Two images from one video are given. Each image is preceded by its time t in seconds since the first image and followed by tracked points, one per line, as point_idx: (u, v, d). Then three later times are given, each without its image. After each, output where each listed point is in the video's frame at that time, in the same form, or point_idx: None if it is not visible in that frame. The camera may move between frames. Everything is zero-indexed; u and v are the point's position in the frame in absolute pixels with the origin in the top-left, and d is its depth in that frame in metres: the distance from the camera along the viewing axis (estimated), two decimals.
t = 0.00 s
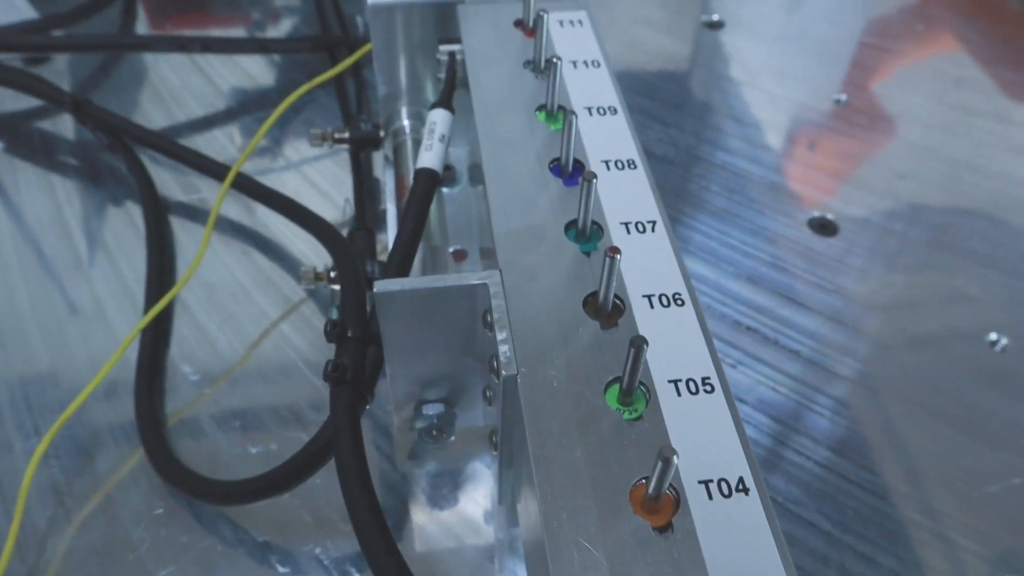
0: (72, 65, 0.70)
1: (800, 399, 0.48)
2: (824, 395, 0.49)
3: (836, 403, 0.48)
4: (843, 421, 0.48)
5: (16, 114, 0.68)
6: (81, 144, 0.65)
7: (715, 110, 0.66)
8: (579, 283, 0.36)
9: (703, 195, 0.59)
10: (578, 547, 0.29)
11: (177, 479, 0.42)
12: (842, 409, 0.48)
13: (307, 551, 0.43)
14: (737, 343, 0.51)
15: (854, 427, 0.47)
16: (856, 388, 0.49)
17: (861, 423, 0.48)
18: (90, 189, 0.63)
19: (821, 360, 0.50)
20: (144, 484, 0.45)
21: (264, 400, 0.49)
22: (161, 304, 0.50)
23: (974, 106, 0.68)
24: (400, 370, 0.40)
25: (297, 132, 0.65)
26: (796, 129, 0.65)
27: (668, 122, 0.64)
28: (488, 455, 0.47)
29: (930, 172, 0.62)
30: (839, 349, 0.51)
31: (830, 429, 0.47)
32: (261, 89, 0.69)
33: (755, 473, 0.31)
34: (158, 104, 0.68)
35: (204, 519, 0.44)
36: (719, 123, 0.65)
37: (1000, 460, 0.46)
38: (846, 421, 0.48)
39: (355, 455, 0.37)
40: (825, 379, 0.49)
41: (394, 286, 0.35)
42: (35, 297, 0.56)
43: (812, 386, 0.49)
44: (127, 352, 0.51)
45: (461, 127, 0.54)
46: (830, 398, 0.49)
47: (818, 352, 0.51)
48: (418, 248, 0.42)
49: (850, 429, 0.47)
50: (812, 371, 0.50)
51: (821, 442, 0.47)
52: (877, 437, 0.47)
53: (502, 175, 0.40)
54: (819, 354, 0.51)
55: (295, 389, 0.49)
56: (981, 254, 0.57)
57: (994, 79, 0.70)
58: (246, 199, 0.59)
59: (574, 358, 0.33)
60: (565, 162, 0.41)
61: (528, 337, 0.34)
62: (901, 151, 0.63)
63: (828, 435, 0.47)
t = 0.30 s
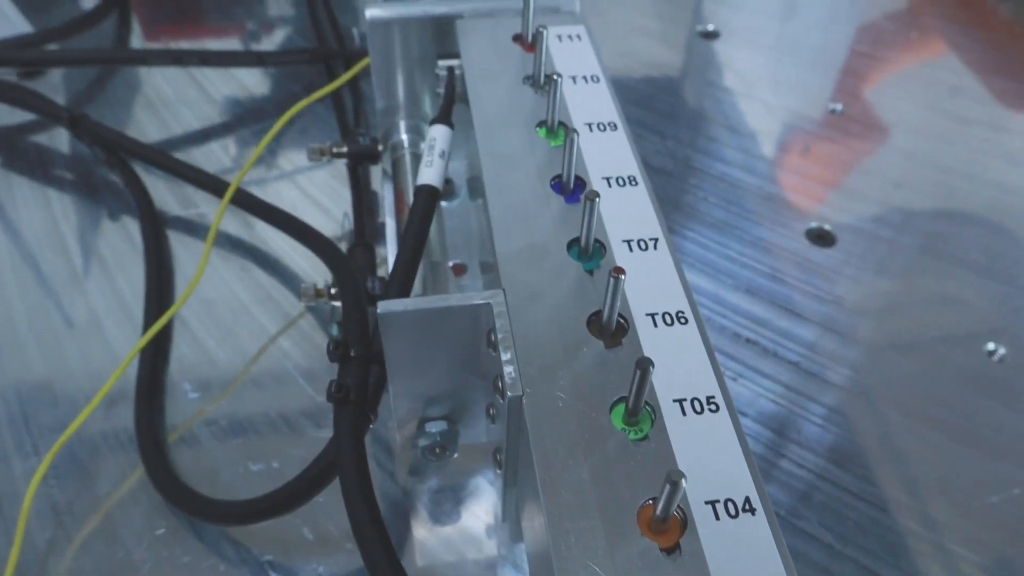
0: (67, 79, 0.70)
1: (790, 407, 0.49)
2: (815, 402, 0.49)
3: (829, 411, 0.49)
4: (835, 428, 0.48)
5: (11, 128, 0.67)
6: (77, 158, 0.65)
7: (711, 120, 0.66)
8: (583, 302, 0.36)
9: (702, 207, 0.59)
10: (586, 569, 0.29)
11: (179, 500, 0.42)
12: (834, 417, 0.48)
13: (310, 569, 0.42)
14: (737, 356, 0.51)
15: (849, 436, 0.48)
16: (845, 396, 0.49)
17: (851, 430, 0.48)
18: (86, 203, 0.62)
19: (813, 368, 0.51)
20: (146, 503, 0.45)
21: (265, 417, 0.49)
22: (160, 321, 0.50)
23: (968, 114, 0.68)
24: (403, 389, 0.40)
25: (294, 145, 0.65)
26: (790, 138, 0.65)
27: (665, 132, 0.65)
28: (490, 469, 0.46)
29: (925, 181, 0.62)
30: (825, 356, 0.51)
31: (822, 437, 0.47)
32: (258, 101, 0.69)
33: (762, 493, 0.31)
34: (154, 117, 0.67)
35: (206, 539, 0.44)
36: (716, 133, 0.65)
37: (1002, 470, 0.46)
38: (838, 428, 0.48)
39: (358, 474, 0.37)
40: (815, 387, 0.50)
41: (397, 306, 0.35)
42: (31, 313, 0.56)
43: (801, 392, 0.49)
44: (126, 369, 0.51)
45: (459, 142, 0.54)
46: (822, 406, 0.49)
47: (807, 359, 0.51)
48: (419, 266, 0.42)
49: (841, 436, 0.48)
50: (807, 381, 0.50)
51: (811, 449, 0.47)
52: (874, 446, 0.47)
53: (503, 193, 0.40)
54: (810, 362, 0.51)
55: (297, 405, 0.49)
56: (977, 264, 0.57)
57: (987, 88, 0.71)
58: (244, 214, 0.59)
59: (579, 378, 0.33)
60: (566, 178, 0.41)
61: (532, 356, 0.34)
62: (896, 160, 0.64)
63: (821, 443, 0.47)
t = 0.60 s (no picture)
0: (66, 88, 0.70)
1: (784, 410, 0.49)
2: (811, 406, 0.49)
3: (830, 417, 0.49)
4: (832, 432, 0.48)
5: (9, 138, 0.67)
6: (76, 168, 0.65)
7: (711, 125, 0.66)
8: (587, 314, 0.36)
9: (703, 214, 0.59)
10: None
11: (181, 514, 0.41)
12: (832, 421, 0.48)
13: None
14: (740, 364, 0.51)
15: (849, 442, 0.47)
16: (839, 399, 0.49)
17: (841, 432, 0.48)
18: (85, 213, 0.62)
19: (808, 371, 0.51)
20: (147, 517, 0.45)
21: (267, 429, 0.49)
22: (161, 333, 0.50)
23: (968, 118, 0.68)
24: (406, 402, 0.40)
25: (293, 153, 0.65)
26: (789, 143, 0.65)
27: (665, 139, 0.65)
28: (495, 479, 0.46)
29: (925, 186, 0.62)
30: (819, 361, 0.51)
31: (817, 440, 0.47)
32: (256, 110, 0.69)
33: (769, 507, 0.31)
34: (153, 126, 0.67)
35: (208, 552, 0.43)
36: (716, 138, 0.65)
37: (1007, 477, 0.46)
38: (835, 433, 0.48)
39: (361, 488, 0.37)
40: (810, 390, 0.50)
41: (400, 320, 0.35)
42: (31, 325, 0.56)
43: (797, 397, 0.49)
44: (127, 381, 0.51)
45: (460, 150, 0.54)
46: (819, 411, 0.49)
47: (804, 364, 0.51)
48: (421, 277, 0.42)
49: (838, 440, 0.48)
50: (806, 387, 0.50)
51: (803, 451, 0.47)
52: (875, 453, 0.47)
53: (505, 204, 0.40)
54: (806, 366, 0.51)
55: (298, 416, 0.49)
56: (978, 269, 0.57)
57: (986, 91, 0.71)
58: (244, 224, 0.59)
59: (584, 391, 0.33)
60: (568, 189, 0.40)
61: (536, 369, 0.34)
62: (896, 165, 0.64)
63: (820, 449, 0.47)
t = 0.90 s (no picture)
0: (57, 96, 0.69)
1: (781, 412, 0.49)
2: (809, 410, 0.49)
3: (832, 422, 0.48)
4: (826, 434, 0.48)
5: None
6: (68, 177, 0.64)
7: (707, 128, 0.66)
8: (588, 323, 0.35)
9: (702, 218, 0.59)
10: None
11: (178, 529, 0.41)
12: (825, 422, 0.48)
13: None
14: (740, 369, 0.50)
15: (851, 447, 0.47)
16: (833, 400, 0.49)
17: (834, 433, 0.48)
18: (78, 222, 0.61)
19: (801, 372, 0.51)
20: (144, 532, 0.44)
21: (264, 440, 0.48)
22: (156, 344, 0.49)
23: (964, 119, 0.68)
24: (406, 413, 0.39)
25: (287, 159, 0.64)
26: (786, 145, 0.65)
27: (662, 142, 0.64)
28: (496, 488, 0.45)
29: (922, 187, 0.62)
30: (815, 362, 0.51)
31: (811, 441, 0.47)
32: (250, 116, 0.68)
33: (775, 518, 0.30)
34: (145, 134, 0.67)
35: (206, 567, 0.43)
36: (713, 141, 0.65)
37: (1010, 480, 0.46)
38: (833, 436, 0.48)
39: (362, 502, 0.36)
40: (804, 392, 0.50)
41: (399, 331, 0.34)
42: (23, 336, 0.55)
43: (793, 399, 0.49)
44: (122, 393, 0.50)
45: (456, 156, 0.53)
46: (821, 416, 0.49)
47: (799, 365, 0.51)
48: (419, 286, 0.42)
49: (831, 441, 0.47)
50: (803, 390, 0.50)
51: (802, 455, 0.47)
52: (875, 457, 0.47)
53: (504, 212, 0.40)
54: (798, 366, 0.51)
55: (296, 427, 0.49)
56: (977, 271, 0.57)
57: (981, 92, 0.71)
58: (239, 232, 0.58)
59: (586, 402, 0.33)
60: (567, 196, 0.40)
61: (538, 380, 0.34)
62: (893, 166, 0.63)
63: (823, 454, 0.47)
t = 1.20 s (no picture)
0: (48, 105, 0.68)
1: (778, 420, 0.48)
2: (808, 418, 0.49)
3: (830, 429, 0.48)
4: (817, 438, 0.48)
5: None
6: (60, 187, 0.64)
7: (702, 133, 0.66)
8: (587, 336, 0.35)
9: (698, 224, 0.58)
10: None
11: (175, 546, 0.40)
12: (822, 430, 0.48)
13: None
14: (739, 377, 0.50)
15: (851, 455, 0.47)
16: (825, 405, 0.49)
17: (829, 439, 0.48)
18: (71, 234, 0.61)
19: (788, 374, 0.51)
20: (141, 548, 0.44)
21: (260, 454, 0.48)
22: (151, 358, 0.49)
23: (958, 122, 0.68)
24: (404, 428, 0.39)
25: (281, 168, 0.64)
26: (781, 150, 0.65)
27: (658, 148, 0.64)
28: (493, 501, 0.43)
29: (918, 191, 0.62)
30: (804, 365, 0.51)
31: (806, 446, 0.47)
32: (243, 125, 0.68)
33: (777, 533, 0.30)
34: (138, 143, 0.66)
35: None
36: (709, 146, 0.64)
37: (1008, 487, 0.46)
38: (832, 443, 0.48)
39: (361, 520, 0.36)
40: (789, 392, 0.50)
41: (396, 346, 0.34)
42: (17, 349, 0.54)
43: (781, 402, 0.49)
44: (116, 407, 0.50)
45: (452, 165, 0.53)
46: (819, 423, 0.48)
47: (787, 367, 0.51)
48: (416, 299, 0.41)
49: (824, 447, 0.47)
50: (800, 397, 0.50)
51: (801, 464, 0.47)
52: (874, 465, 0.47)
53: (501, 224, 0.40)
54: (785, 368, 0.51)
55: (293, 440, 0.48)
56: (973, 275, 0.57)
57: (976, 94, 0.71)
58: (233, 244, 0.58)
59: (587, 417, 0.33)
60: (564, 207, 0.40)
61: (538, 395, 0.33)
62: (889, 170, 0.63)
63: (823, 463, 0.47)
